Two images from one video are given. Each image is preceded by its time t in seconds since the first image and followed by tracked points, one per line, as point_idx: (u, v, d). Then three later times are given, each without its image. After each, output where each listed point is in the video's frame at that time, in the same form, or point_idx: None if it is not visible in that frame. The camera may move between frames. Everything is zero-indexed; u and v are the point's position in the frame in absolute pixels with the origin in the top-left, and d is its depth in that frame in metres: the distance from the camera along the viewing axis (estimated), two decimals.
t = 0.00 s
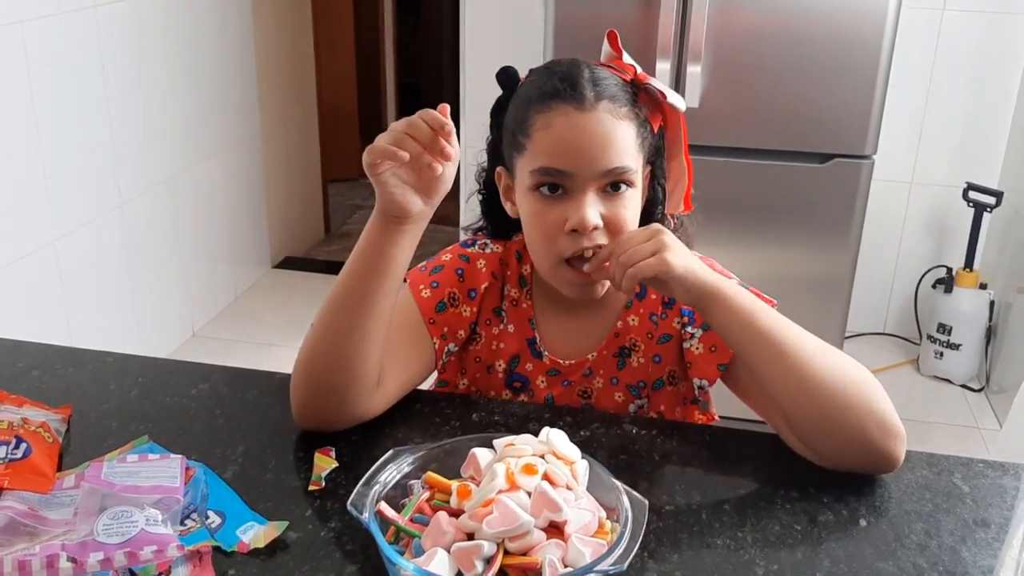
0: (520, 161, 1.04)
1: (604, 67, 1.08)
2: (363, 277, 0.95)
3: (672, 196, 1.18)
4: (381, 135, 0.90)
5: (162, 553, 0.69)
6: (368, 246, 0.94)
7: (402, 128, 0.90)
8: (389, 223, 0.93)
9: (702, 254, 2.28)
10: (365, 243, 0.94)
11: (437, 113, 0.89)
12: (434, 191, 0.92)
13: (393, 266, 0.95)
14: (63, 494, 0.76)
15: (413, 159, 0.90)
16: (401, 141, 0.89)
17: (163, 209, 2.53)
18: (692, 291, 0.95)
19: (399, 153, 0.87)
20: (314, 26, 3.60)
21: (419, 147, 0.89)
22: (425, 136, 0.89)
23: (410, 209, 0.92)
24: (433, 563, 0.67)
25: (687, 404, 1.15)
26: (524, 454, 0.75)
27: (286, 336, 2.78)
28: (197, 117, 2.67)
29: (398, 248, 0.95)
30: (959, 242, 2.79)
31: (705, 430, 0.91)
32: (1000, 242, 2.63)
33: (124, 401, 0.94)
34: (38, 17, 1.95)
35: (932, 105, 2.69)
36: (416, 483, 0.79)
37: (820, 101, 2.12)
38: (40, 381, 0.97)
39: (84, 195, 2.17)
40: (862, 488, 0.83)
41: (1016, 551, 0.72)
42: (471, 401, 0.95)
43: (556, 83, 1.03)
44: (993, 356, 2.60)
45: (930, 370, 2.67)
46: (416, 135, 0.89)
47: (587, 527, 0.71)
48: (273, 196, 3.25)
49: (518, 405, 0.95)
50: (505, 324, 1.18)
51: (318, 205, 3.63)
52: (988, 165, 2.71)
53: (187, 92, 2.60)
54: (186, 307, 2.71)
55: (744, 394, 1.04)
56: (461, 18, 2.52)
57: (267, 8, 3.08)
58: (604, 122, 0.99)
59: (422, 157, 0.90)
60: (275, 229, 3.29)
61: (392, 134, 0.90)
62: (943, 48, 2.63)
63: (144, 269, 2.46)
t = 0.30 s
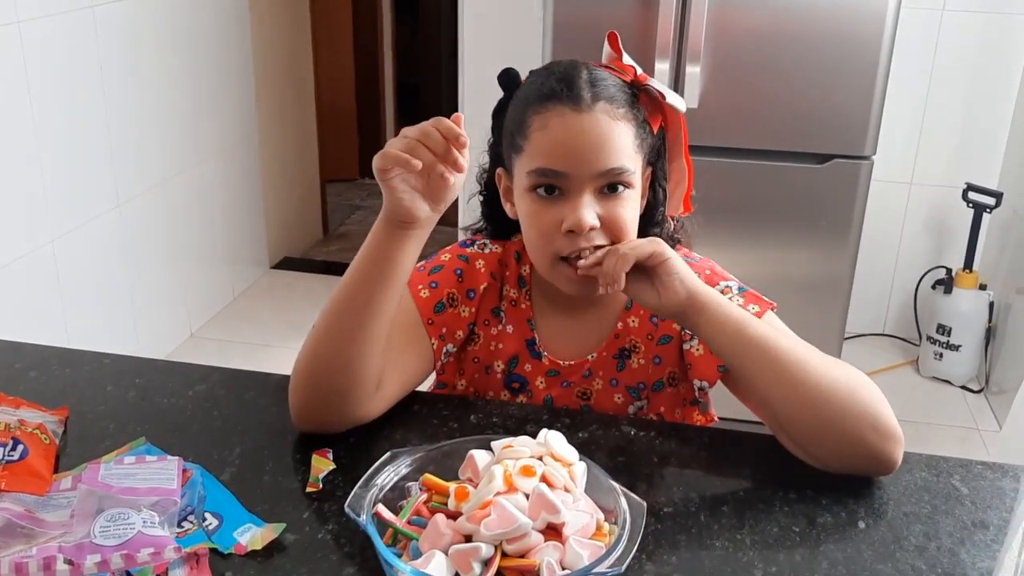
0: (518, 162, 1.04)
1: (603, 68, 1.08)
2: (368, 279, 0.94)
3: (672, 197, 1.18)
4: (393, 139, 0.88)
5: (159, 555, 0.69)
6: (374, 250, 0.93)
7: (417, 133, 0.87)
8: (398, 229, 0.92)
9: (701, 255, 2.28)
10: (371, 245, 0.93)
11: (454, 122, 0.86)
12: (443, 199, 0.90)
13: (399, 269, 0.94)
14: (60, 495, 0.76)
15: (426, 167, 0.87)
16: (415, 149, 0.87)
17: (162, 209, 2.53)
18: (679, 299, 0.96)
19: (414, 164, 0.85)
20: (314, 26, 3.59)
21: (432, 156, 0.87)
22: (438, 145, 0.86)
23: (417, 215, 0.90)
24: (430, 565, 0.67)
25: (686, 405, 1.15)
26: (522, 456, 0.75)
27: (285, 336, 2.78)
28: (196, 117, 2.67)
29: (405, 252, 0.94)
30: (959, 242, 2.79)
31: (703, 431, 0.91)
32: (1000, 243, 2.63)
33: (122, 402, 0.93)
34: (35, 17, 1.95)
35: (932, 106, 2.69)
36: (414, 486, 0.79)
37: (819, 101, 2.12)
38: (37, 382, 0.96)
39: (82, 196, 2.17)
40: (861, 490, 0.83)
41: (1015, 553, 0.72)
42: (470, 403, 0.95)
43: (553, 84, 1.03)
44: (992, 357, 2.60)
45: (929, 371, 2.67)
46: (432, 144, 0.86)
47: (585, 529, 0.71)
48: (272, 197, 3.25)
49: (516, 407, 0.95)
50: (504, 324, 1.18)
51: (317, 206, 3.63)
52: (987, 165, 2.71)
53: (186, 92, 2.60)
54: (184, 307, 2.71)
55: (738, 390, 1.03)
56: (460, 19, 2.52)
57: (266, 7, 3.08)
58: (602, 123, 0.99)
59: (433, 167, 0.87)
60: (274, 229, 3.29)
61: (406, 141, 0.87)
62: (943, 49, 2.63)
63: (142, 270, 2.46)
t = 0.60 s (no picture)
0: (512, 162, 1.04)
1: (600, 68, 1.08)
2: (364, 281, 0.94)
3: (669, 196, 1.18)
4: (389, 140, 0.88)
5: (158, 554, 0.69)
6: (368, 251, 0.93)
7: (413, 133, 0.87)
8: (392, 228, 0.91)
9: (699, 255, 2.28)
10: (365, 246, 0.93)
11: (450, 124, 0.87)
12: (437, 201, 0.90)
13: (394, 271, 0.94)
14: (58, 495, 0.76)
15: (422, 168, 0.87)
16: (410, 150, 0.87)
17: (159, 209, 2.53)
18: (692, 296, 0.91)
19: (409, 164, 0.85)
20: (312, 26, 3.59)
21: (428, 158, 0.87)
22: (433, 147, 0.86)
23: (413, 215, 0.90)
24: (429, 564, 0.66)
25: (684, 404, 1.15)
26: (521, 456, 0.75)
27: (284, 336, 2.77)
28: (193, 117, 2.67)
29: (401, 253, 0.93)
30: (957, 243, 2.79)
31: (702, 432, 0.91)
32: (998, 243, 2.63)
33: (120, 402, 0.93)
34: (31, 17, 1.94)
35: (929, 107, 2.69)
36: (412, 485, 0.78)
37: (818, 101, 2.12)
38: (35, 382, 0.96)
39: (80, 196, 2.17)
40: (861, 489, 0.83)
41: (1014, 552, 0.72)
42: (467, 403, 0.95)
43: (548, 85, 1.03)
44: (990, 358, 2.60)
45: (927, 372, 2.67)
46: (427, 143, 0.87)
47: (584, 529, 0.71)
48: (270, 197, 3.25)
49: (514, 407, 0.95)
50: (500, 323, 1.18)
51: (315, 206, 3.63)
52: (985, 166, 2.71)
53: (183, 92, 2.60)
54: (183, 307, 2.71)
55: (736, 389, 1.07)
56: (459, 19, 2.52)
57: (264, 7, 3.08)
58: (595, 125, 0.99)
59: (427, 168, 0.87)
60: (272, 229, 3.29)
61: (401, 141, 0.87)
62: (941, 50, 2.63)
63: (140, 269, 2.46)
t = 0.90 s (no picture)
0: (513, 162, 1.04)
1: (602, 66, 1.08)
2: (365, 280, 0.93)
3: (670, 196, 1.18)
4: (391, 140, 0.87)
5: (158, 552, 0.68)
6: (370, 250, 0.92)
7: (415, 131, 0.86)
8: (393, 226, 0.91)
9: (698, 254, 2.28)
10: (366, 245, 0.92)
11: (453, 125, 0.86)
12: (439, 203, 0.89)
13: (394, 271, 0.93)
14: (57, 493, 0.76)
15: (424, 171, 0.86)
16: (413, 152, 0.86)
17: (159, 208, 2.52)
18: (698, 296, 0.89)
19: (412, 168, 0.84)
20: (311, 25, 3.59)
21: (431, 160, 0.86)
22: (437, 149, 0.86)
23: (413, 215, 0.89)
24: (429, 562, 0.66)
25: (684, 404, 1.15)
26: (521, 454, 0.75)
27: (283, 335, 2.77)
28: (192, 116, 2.66)
29: (402, 252, 0.93)
30: (957, 242, 2.79)
31: (702, 430, 0.91)
32: (997, 242, 2.63)
33: (119, 400, 0.93)
34: (31, 17, 1.94)
35: (929, 106, 2.69)
36: (412, 483, 0.78)
37: (818, 100, 2.11)
38: (33, 380, 0.96)
39: (79, 195, 2.16)
40: (860, 488, 0.83)
41: (1015, 551, 0.72)
42: (467, 401, 0.95)
43: (550, 84, 1.03)
44: (990, 356, 2.60)
45: (927, 371, 2.67)
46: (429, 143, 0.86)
47: (583, 527, 0.71)
48: (270, 195, 3.24)
49: (514, 405, 0.94)
50: (501, 322, 1.18)
51: (315, 205, 3.63)
52: (984, 165, 2.71)
53: (182, 92, 2.59)
54: (182, 306, 2.71)
55: (736, 387, 1.07)
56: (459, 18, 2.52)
57: (264, 6, 3.08)
58: (597, 125, 0.98)
59: (430, 171, 0.86)
60: (271, 228, 3.28)
61: (404, 142, 0.86)
62: (940, 49, 2.63)
63: (139, 268, 2.46)
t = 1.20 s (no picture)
0: (512, 162, 1.04)
1: (601, 66, 1.08)
2: (367, 281, 0.93)
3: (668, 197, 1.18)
4: (397, 143, 0.87)
5: (154, 553, 0.69)
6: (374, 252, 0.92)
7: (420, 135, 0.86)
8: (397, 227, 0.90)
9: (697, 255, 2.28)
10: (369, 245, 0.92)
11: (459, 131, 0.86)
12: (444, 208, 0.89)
13: (399, 271, 0.93)
14: (54, 494, 0.76)
15: (429, 176, 0.86)
16: (419, 157, 0.86)
17: (157, 208, 2.52)
18: (696, 292, 0.89)
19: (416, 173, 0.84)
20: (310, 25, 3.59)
21: (437, 166, 0.86)
22: (443, 155, 0.86)
23: (418, 219, 0.89)
24: (427, 563, 0.66)
25: (682, 405, 1.15)
26: (519, 455, 0.75)
27: (281, 336, 2.77)
28: (191, 116, 2.66)
29: (406, 253, 0.93)
30: (955, 242, 2.79)
31: (699, 431, 0.91)
32: (996, 242, 2.63)
33: (117, 400, 0.93)
34: (30, 16, 1.94)
35: (927, 106, 2.69)
36: (410, 484, 0.78)
37: (816, 101, 2.12)
38: (30, 381, 0.96)
39: (77, 195, 2.16)
40: (858, 488, 0.83)
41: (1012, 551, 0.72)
42: (465, 401, 0.95)
43: (549, 85, 1.03)
44: (988, 357, 2.60)
45: (925, 371, 2.67)
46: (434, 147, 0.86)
47: (581, 527, 0.71)
48: (268, 195, 3.24)
49: (513, 406, 0.94)
50: (499, 322, 1.18)
51: (313, 205, 3.62)
52: (983, 165, 2.71)
53: (181, 91, 2.59)
54: (180, 306, 2.70)
55: (734, 389, 1.07)
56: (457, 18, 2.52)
57: (262, 6, 3.08)
58: (597, 125, 0.98)
59: (435, 176, 0.86)
60: (269, 228, 3.28)
61: (409, 146, 0.86)
62: (938, 49, 2.63)
63: (137, 268, 2.46)
